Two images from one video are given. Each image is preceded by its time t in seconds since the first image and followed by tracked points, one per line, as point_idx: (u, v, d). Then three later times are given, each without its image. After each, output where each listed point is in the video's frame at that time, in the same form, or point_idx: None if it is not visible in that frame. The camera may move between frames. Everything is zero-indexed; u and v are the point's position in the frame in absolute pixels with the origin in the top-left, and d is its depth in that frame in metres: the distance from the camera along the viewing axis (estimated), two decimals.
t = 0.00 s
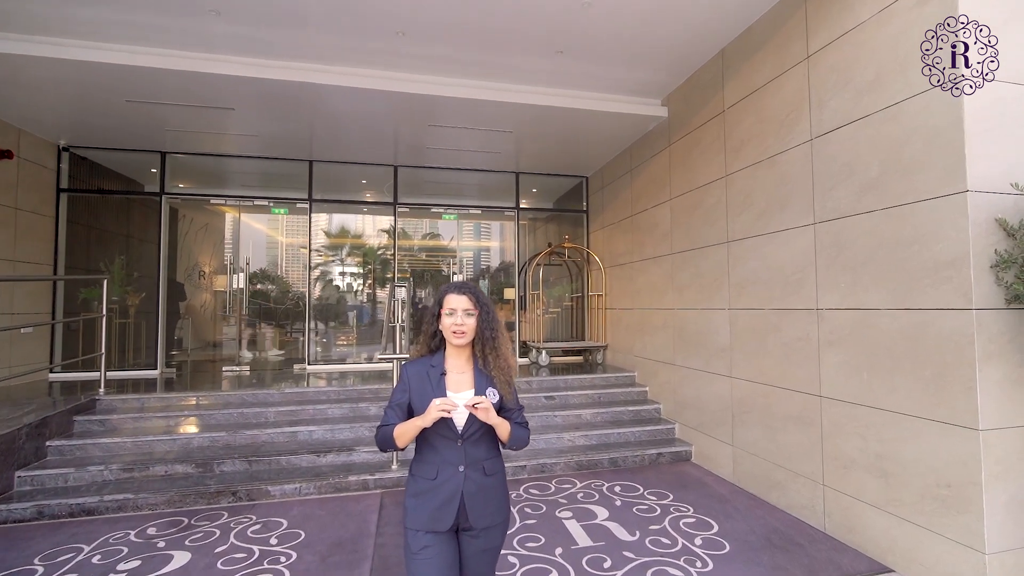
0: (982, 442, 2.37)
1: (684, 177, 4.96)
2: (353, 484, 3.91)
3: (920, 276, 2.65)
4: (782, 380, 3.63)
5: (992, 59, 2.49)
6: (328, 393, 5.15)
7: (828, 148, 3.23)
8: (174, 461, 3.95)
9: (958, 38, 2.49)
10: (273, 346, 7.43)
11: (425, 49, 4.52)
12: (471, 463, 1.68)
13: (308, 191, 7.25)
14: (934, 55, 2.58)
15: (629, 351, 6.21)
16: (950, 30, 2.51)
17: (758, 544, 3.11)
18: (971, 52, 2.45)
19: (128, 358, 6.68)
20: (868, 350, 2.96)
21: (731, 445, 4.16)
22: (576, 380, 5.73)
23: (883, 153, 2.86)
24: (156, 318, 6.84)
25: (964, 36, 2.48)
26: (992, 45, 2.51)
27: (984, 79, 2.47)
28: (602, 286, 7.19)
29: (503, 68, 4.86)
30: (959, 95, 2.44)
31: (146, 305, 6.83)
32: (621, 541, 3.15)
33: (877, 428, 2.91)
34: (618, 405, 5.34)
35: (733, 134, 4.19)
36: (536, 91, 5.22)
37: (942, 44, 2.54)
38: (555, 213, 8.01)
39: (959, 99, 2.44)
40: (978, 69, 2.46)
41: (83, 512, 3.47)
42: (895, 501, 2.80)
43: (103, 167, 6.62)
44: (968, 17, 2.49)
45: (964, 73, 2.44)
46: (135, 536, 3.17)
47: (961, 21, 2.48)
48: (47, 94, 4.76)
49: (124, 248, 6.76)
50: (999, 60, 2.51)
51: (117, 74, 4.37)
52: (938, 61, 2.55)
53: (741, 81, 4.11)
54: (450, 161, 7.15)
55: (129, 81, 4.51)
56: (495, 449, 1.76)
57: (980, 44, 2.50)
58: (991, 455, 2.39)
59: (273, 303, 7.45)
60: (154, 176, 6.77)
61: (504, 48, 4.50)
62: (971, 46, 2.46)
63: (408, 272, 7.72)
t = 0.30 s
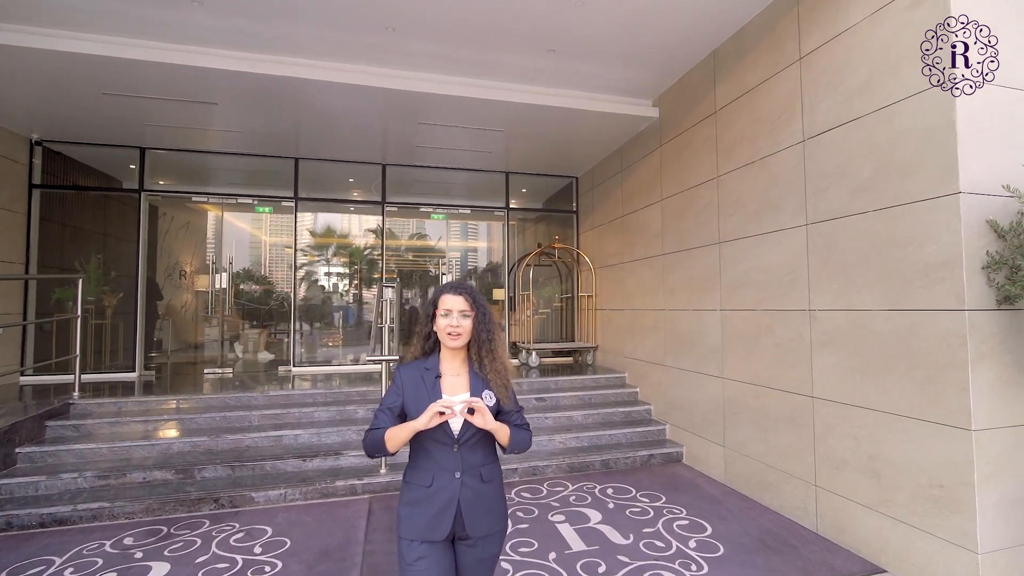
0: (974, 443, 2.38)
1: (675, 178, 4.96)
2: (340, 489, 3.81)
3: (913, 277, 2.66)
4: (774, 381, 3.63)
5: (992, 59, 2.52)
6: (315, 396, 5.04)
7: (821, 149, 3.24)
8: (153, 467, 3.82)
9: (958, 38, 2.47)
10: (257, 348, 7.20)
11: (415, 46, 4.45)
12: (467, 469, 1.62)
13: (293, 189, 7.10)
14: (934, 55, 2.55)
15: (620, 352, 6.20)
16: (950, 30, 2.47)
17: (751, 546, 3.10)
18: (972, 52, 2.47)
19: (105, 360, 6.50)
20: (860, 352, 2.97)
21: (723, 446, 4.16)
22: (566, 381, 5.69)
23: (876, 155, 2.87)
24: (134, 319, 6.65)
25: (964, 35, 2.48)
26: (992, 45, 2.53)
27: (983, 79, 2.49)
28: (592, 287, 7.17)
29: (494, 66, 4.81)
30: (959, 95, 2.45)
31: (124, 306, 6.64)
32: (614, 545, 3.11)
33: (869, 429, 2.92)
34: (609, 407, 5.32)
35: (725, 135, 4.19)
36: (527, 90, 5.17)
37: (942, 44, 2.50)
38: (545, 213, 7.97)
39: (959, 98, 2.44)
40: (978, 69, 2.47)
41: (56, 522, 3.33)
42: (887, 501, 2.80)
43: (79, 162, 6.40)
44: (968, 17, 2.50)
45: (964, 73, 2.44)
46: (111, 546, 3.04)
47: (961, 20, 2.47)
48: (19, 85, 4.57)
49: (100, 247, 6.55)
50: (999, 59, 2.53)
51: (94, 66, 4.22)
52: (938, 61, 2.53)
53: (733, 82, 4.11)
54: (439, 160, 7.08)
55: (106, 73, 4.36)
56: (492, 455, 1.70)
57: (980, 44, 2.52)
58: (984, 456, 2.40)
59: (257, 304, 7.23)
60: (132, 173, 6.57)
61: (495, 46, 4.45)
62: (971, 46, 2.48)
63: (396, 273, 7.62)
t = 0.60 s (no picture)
0: (970, 444, 2.39)
1: (669, 179, 4.95)
2: (331, 494, 3.73)
3: (909, 278, 2.67)
4: (770, 381, 3.63)
5: (992, 59, 2.54)
6: (304, 399, 4.93)
7: (817, 150, 3.24)
8: (136, 473, 3.70)
9: (958, 38, 2.49)
10: (244, 349, 7.12)
11: (408, 42, 4.38)
12: (469, 476, 1.56)
13: (282, 187, 6.98)
14: (934, 55, 2.54)
15: (613, 353, 6.18)
16: (950, 30, 2.48)
17: (747, 548, 3.09)
18: (972, 52, 2.48)
19: (86, 363, 6.27)
20: (857, 352, 2.97)
21: (717, 447, 4.15)
22: (560, 383, 5.66)
23: (873, 156, 2.88)
24: (117, 321, 6.45)
25: (964, 35, 2.50)
26: (992, 45, 2.55)
27: (982, 79, 2.51)
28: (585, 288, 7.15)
29: (488, 64, 4.76)
30: (959, 96, 2.46)
31: (106, 307, 6.44)
32: (611, 548, 3.07)
33: (865, 430, 2.92)
34: (602, 408, 5.29)
35: (719, 136, 4.19)
36: (521, 89, 5.13)
37: (942, 44, 2.50)
38: (537, 214, 7.94)
39: (960, 98, 2.46)
40: (978, 69, 2.50)
41: (33, 531, 3.21)
42: (884, 502, 2.80)
43: (59, 159, 6.21)
44: (968, 17, 2.52)
45: (964, 73, 2.46)
46: (92, 556, 2.93)
47: (961, 20, 2.49)
48: None
49: (81, 246, 6.36)
50: (999, 58, 2.56)
51: (75, 59, 4.09)
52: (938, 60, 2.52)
53: (729, 83, 4.11)
54: (431, 159, 7.00)
55: (89, 66, 4.23)
56: (493, 461, 1.65)
57: (980, 44, 2.54)
58: (980, 456, 2.41)
59: (242, 304, 7.16)
60: (115, 170, 6.40)
61: (489, 44, 4.40)
62: (971, 46, 2.49)
63: (386, 274, 7.52)
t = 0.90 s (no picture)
0: (966, 443, 2.40)
1: (663, 179, 4.96)
2: (323, 497, 3.65)
3: (905, 278, 2.69)
4: (765, 381, 3.64)
5: (992, 59, 2.57)
6: (294, 401, 4.84)
7: (813, 151, 3.25)
8: (121, 478, 3.59)
9: (958, 38, 2.51)
10: (231, 350, 7.01)
11: (402, 39, 4.32)
12: (471, 481, 1.52)
13: (271, 186, 6.86)
14: (934, 55, 2.54)
15: (606, 353, 6.17)
16: (949, 30, 2.50)
17: (744, 548, 3.09)
18: (972, 51, 2.51)
19: (66, 365, 6.11)
20: (853, 353, 2.98)
21: (712, 447, 4.15)
22: (553, 384, 5.63)
23: (869, 157, 2.89)
24: (99, 321, 6.31)
25: (964, 35, 2.52)
26: (992, 45, 2.58)
27: (982, 79, 2.54)
28: (578, 288, 7.13)
29: (483, 62, 4.72)
30: (959, 95, 2.49)
31: (88, 307, 6.29)
32: (609, 551, 3.05)
33: (861, 430, 2.93)
34: (596, 409, 5.28)
35: (715, 136, 4.20)
36: (515, 87, 5.10)
37: (942, 44, 2.50)
38: (530, 214, 7.91)
39: (960, 98, 2.48)
40: (978, 69, 2.53)
41: (12, 540, 3.09)
42: (880, 501, 2.82)
43: (38, 155, 6.03)
44: (968, 17, 2.55)
45: (964, 73, 2.49)
46: (74, 566, 2.83)
47: (961, 20, 2.51)
48: None
49: (62, 244, 6.19)
50: (999, 58, 2.59)
51: (56, 50, 3.96)
52: (937, 60, 2.51)
53: (724, 83, 4.12)
54: (423, 158, 6.93)
55: (71, 59, 4.10)
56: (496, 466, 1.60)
57: (980, 44, 2.57)
58: (975, 456, 2.42)
59: (230, 304, 7.05)
60: (98, 167, 6.24)
61: (484, 41, 4.35)
62: (971, 46, 2.52)
63: (376, 274, 7.44)
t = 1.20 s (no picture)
0: (959, 443, 2.42)
1: (656, 180, 4.97)
2: (314, 502, 3.58)
3: (898, 279, 2.71)
4: (759, 382, 3.65)
5: (992, 59, 2.63)
6: (283, 404, 4.76)
7: (806, 152, 3.27)
8: (103, 485, 3.48)
9: (958, 38, 2.56)
10: (216, 351, 6.92)
11: (395, 36, 4.27)
12: (474, 485, 1.49)
13: (259, 184, 6.75)
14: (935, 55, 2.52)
15: (599, 354, 6.17)
16: (950, 30, 2.54)
17: (739, 549, 3.09)
18: (972, 51, 2.56)
19: (45, 367, 5.90)
20: (846, 353, 3.00)
21: (706, 448, 4.16)
22: (546, 385, 5.61)
23: (862, 159, 2.91)
24: (79, 322, 6.12)
25: (963, 35, 2.57)
26: (991, 44, 2.64)
27: (982, 78, 2.59)
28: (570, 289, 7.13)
29: (477, 60, 4.68)
30: (959, 96, 2.54)
31: (69, 309, 6.10)
32: (605, 553, 3.03)
33: (854, 430, 2.95)
34: (589, 410, 5.26)
35: (708, 138, 4.21)
36: (507, 87, 5.07)
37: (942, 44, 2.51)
38: (521, 214, 7.89)
39: (960, 98, 2.53)
40: (978, 69, 2.58)
41: None
42: (874, 500, 2.84)
43: (16, 151, 5.85)
44: (968, 17, 2.60)
45: (964, 73, 2.54)
46: None
47: (961, 20, 2.56)
48: None
49: (41, 243, 6.00)
50: (999, 58, 2.65)
51: (36, 43, 3.84)
52: (937, 60, 2.51)
53: (717, 85, 4.14)
54: (414, 157, 6.87)
55: (52, 52, 3.99)
56: (498, 469, 1.58)
57: (979, 43, 2.62)
58: (968, 455, 2.45)
59: (215, 305, 6.96)
60: (78, 164, 6.07)
61: (478, 39, 4.32)
62: (972, 45, 2.57)
63: (364, 274, 7.34)
